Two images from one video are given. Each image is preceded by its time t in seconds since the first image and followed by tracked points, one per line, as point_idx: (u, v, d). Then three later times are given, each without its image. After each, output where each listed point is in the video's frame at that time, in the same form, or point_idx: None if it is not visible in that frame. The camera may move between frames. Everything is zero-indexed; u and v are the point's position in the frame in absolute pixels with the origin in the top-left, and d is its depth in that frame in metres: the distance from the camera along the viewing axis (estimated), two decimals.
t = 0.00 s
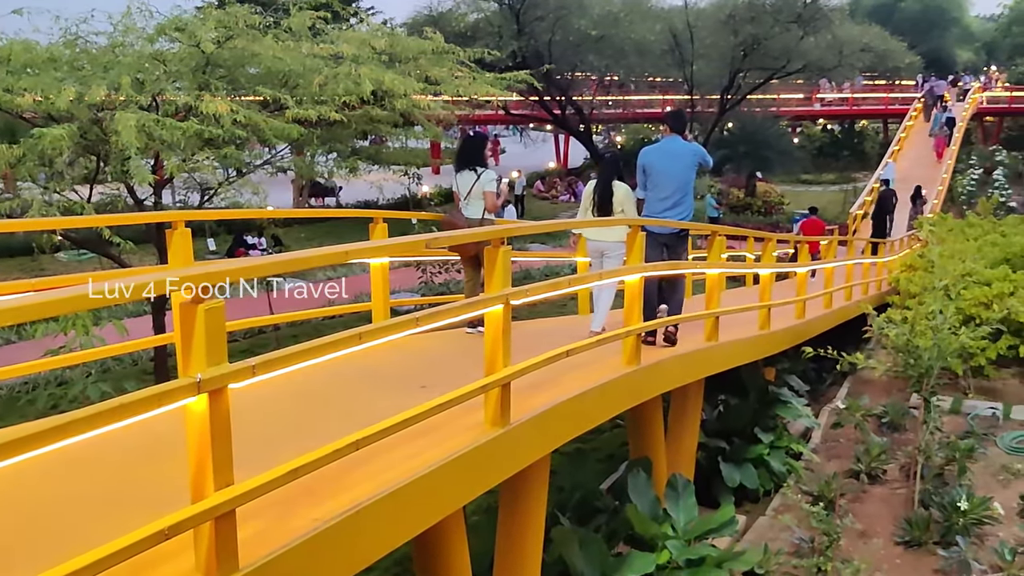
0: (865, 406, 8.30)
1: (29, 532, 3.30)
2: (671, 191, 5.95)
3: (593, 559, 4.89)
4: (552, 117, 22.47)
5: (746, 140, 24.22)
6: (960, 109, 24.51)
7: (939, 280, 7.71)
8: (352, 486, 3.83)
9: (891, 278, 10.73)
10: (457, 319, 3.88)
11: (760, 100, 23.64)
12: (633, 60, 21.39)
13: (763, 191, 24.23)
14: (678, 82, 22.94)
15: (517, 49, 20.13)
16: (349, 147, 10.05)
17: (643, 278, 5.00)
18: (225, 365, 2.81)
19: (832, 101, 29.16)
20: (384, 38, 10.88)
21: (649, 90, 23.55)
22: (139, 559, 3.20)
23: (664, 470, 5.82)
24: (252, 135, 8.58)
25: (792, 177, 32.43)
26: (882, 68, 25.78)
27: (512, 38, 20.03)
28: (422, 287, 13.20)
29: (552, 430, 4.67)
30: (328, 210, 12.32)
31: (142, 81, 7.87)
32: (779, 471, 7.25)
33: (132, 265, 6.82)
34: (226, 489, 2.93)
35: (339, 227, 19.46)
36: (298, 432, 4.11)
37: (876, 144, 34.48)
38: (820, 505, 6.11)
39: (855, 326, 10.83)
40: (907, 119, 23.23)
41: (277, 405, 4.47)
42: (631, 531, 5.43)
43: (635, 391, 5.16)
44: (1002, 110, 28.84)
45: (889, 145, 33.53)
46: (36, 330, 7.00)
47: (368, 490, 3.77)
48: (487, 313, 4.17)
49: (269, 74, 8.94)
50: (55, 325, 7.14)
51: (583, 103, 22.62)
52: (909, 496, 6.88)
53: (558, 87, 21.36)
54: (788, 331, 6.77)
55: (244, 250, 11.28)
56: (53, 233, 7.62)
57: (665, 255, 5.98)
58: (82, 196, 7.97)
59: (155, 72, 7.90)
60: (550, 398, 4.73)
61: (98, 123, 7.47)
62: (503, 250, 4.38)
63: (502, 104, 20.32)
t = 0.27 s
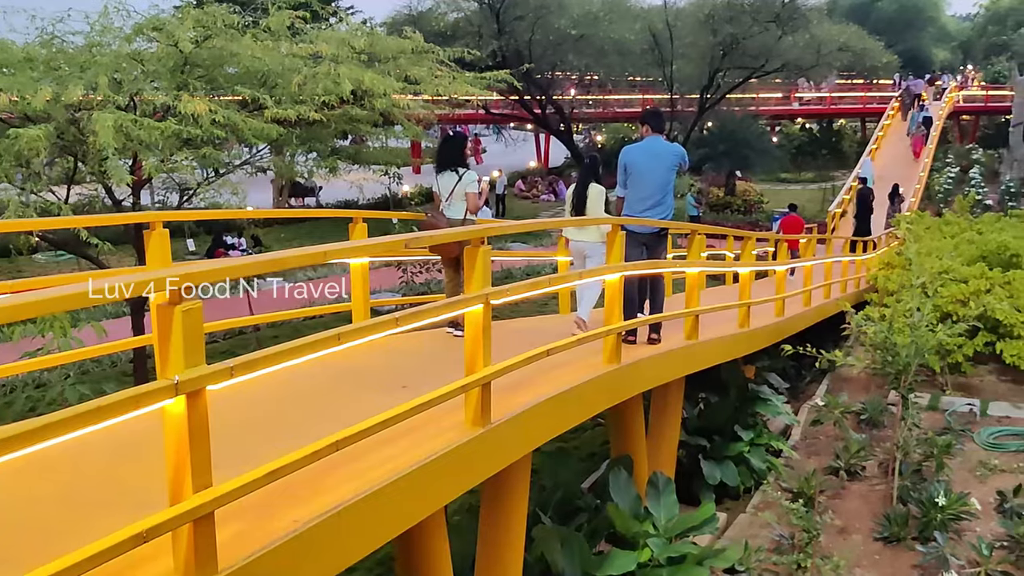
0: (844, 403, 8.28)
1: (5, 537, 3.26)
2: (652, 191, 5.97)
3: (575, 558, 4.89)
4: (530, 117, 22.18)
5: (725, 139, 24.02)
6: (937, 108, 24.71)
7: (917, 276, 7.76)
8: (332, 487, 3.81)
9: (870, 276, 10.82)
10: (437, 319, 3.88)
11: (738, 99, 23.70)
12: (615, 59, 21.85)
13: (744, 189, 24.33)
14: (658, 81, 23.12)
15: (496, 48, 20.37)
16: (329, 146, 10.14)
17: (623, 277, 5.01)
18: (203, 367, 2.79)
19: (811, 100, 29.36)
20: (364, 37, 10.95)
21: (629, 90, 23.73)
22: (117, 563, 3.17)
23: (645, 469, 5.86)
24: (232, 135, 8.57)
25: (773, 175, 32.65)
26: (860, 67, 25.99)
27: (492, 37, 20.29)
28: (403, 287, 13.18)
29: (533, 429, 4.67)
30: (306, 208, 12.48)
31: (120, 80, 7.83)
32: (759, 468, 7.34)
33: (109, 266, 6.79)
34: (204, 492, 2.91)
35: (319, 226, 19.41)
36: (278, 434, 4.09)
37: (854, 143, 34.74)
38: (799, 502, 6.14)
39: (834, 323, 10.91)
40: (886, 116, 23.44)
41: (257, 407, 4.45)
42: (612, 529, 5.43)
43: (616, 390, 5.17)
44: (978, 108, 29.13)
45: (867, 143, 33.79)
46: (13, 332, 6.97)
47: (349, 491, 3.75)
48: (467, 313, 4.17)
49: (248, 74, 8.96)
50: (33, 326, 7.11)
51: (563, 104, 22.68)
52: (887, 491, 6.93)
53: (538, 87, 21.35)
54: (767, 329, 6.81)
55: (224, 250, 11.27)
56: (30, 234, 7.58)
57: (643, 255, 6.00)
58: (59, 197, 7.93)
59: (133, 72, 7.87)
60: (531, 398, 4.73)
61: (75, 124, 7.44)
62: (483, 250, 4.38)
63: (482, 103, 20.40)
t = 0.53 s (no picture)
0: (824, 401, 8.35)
1: None
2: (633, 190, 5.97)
3: (557, 558, 4.89)
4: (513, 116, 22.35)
5: (706, 139, 24.52)
6: (916, 108, 25.00)
7: (897, 275, 7.74)
8: (314, 489, 3.80)
9: (850, 275, 10.88)
10: (418, 320, 3.86)
11: (719, 99, 23.83)
12: (597, 59, 21.97)
13: (725, 188, 24.44)
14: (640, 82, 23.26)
15: (478, 48, 20.30)
16: (309, 146, 10.21)
17: (604, 276, 5.01)
18: (180, 368, 2.76)
19: (791, 100, 29.51)
20: (344, 38, 10.99)
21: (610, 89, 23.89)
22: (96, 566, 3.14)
23: (627, 467, 5.89)
24: (212, 135, 8.55)
25: (754, 175, 32.80)
26: (839, 67, 26.20)
27: (473, 37, 20.20)
28: (384, 287, 13.17)
29: (513, 430, 4.66)
30: (294, 208, 12.89)
31: (98, 80, 7.76)
32: (741, 466, 7.36)
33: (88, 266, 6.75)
34: (183, 494, 2.89)
35: (301, 227, 19.35)
36: (258, 435, 4.08)
37: (834, 142, 34.97)
38: (781, 500, 6.16)
39: (814, 321, 10.98)
40: (866, 114, 23.63)
41: (237, 408, 4.43)
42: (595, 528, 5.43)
43: (597, 389, 5.18)
44: (956, 108, 29.41)
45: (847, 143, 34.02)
46: None
47: (330, 492, 3.73)
48: (448, 313, 4.16)
49: (228, 74, 8.97)
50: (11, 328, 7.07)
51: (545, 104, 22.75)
52: (868, 489, 6.96)
53: (519, 87, 21.32)
54: (748, 328, 6.85)
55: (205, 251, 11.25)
56: (7, 235, 7.52)
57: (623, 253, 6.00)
58: (37, 198, 7.89)
59: (112, 72, 7.81)
60: (512, 398, 4.72)
61: (52, 124, 7.40)
62: (464, 250, 4.37)
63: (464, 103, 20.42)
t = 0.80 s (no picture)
0: (803, 400, 8.38)
1: None
2: (605, 191, 6.00)
3: (538, 559, 4.90)
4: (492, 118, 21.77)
5: (685, 140, 24.39)
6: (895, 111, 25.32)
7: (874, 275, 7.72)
8: (293, 492, 3.77)
9: (828, 275, 10.96)
10: (397, 321, 3.85)
11: (699, 100, 23.75)
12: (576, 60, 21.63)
13: (705, 188, 24.52)
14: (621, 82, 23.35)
15: (458, 49, 20.06)
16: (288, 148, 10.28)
17: (583, 277, 5.02)
18: (157, 372, 2.73)
19: (770, 100, 29.65)
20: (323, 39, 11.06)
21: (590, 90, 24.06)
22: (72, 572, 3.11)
23: (607, 467, 5.93)
24: (190, 136, 8.55)
25: (733, 176, 32.96)
26: (817, 69, 26.41)
27: (453, 38, 19.97)
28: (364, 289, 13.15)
29: (494, 432, 4.66)
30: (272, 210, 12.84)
31: (75, 82, 7.69)
32: (721, 466, 7.39)
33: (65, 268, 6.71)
34: (161, 498, 2.86)
35: (280, 228, 19.27)
36: (238, 438, 4.06)
37: (812, 143, 35.17)
38: (761, 499, 6.20)
39: (793, 321, 11.06)
40: (844, 113, 23.83)
41: (217, 411, 4.40)
42: (576, 528, 5.43)
43: (577, 390, 5.19)
44: (933, 109, 29.68)
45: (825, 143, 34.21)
46: None
47: (310, 495, 3.72)
48: (427, 314, 4.16)
49: (207, 75, 9.00)
50: None
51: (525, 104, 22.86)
52: (847, 487, 7.01)
53: (500, 88, 21.00)
54: (727, 328, 6.90)
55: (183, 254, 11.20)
56: None
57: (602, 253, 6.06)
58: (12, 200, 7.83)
59: (89, 73, 7.74)
60: (492, 399, 4.72)
61: (28, 126, 7.37)
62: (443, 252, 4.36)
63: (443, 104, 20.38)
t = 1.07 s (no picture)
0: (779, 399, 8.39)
1: None
2: (579, 196, 6.01)
3: (516, 560, 4.89)
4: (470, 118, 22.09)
5: (663, 141, 24.45)
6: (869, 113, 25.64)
7: (849, 275, 7.91)
8: (270, 494, 3.75)
9: (803, 276, 11.04)
10: (374, 323, 3.84)
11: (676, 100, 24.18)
12: (552, 61, 22.04)
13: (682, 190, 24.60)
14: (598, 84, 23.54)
15: (435, 50, 20.10)
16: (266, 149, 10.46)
17: (561, 278, 5.03)
18: (131, 375, 2.71)
19: (746, 101, 29.85)
20: (298, 39, 11.31)
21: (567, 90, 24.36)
22: None
23: (585, 467, 5.96)
24: (166, 137, 8.58)
25: (710, 177, 33.14)
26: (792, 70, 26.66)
27: (430, 39, 20.00)
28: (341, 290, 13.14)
29: (471, 433, 4.65)
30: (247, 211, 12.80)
31: (48, 82, 7.67)
32: (698, 466, 7.37)
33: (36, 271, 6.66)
34: (135, 502, 2.84)
35: (257, 229, 19.20)
36: (214, 441, 4.03)
37: (788, 144, 35.42)
38: (737, 498, 6.23)
39: (769, 321, 11.13)
40: (820, 113, 24.06)
41: (193, 414, 4.37)
42: (554, 529, 5.44)
43: (555, 390, 5.20)
44: (907, 111, 30.00)
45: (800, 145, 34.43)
46: None
47: (286, 497, 3.69)
48: (404, 316, 4.15)
49: (181, 77, 9.01)
50: None
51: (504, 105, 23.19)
52: (822, 486, 7.05)
53: (477, 89, 21.18)
54: (704, 328, 6.94)
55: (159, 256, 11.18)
56: None
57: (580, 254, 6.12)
58: None
59: (62, 74, 7.72)
60: (469, 400, 4.71)
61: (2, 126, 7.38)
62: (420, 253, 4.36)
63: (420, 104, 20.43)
